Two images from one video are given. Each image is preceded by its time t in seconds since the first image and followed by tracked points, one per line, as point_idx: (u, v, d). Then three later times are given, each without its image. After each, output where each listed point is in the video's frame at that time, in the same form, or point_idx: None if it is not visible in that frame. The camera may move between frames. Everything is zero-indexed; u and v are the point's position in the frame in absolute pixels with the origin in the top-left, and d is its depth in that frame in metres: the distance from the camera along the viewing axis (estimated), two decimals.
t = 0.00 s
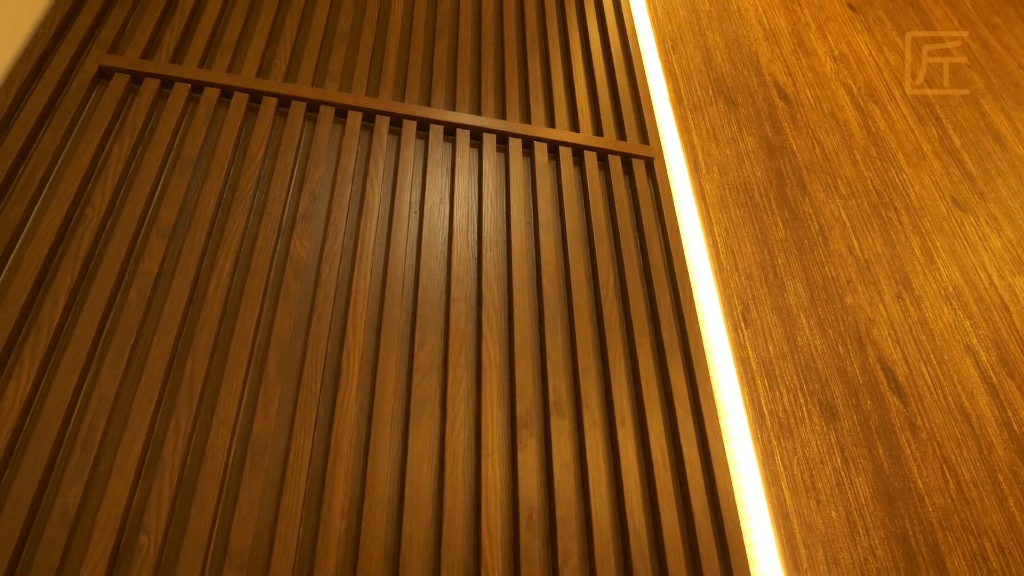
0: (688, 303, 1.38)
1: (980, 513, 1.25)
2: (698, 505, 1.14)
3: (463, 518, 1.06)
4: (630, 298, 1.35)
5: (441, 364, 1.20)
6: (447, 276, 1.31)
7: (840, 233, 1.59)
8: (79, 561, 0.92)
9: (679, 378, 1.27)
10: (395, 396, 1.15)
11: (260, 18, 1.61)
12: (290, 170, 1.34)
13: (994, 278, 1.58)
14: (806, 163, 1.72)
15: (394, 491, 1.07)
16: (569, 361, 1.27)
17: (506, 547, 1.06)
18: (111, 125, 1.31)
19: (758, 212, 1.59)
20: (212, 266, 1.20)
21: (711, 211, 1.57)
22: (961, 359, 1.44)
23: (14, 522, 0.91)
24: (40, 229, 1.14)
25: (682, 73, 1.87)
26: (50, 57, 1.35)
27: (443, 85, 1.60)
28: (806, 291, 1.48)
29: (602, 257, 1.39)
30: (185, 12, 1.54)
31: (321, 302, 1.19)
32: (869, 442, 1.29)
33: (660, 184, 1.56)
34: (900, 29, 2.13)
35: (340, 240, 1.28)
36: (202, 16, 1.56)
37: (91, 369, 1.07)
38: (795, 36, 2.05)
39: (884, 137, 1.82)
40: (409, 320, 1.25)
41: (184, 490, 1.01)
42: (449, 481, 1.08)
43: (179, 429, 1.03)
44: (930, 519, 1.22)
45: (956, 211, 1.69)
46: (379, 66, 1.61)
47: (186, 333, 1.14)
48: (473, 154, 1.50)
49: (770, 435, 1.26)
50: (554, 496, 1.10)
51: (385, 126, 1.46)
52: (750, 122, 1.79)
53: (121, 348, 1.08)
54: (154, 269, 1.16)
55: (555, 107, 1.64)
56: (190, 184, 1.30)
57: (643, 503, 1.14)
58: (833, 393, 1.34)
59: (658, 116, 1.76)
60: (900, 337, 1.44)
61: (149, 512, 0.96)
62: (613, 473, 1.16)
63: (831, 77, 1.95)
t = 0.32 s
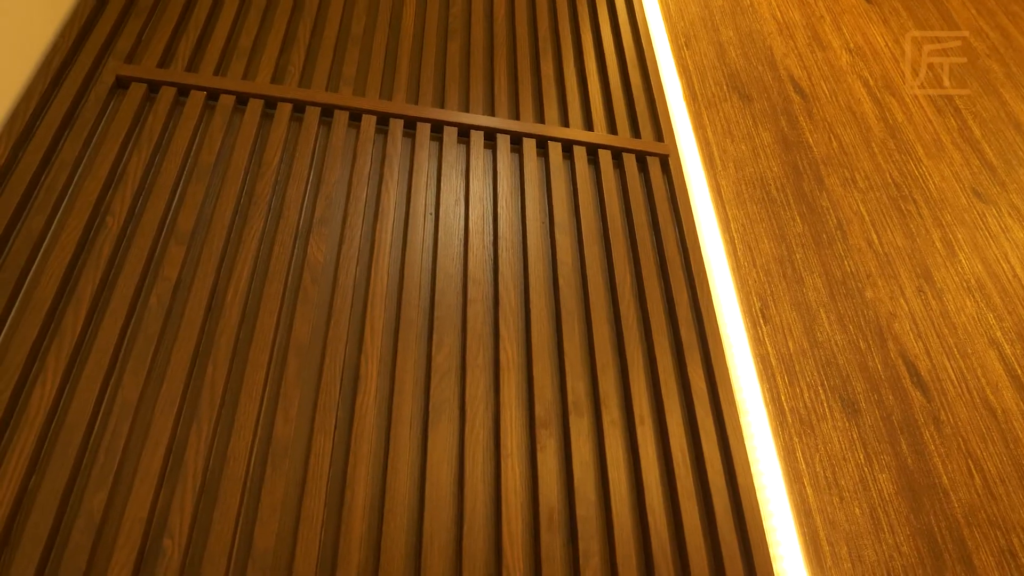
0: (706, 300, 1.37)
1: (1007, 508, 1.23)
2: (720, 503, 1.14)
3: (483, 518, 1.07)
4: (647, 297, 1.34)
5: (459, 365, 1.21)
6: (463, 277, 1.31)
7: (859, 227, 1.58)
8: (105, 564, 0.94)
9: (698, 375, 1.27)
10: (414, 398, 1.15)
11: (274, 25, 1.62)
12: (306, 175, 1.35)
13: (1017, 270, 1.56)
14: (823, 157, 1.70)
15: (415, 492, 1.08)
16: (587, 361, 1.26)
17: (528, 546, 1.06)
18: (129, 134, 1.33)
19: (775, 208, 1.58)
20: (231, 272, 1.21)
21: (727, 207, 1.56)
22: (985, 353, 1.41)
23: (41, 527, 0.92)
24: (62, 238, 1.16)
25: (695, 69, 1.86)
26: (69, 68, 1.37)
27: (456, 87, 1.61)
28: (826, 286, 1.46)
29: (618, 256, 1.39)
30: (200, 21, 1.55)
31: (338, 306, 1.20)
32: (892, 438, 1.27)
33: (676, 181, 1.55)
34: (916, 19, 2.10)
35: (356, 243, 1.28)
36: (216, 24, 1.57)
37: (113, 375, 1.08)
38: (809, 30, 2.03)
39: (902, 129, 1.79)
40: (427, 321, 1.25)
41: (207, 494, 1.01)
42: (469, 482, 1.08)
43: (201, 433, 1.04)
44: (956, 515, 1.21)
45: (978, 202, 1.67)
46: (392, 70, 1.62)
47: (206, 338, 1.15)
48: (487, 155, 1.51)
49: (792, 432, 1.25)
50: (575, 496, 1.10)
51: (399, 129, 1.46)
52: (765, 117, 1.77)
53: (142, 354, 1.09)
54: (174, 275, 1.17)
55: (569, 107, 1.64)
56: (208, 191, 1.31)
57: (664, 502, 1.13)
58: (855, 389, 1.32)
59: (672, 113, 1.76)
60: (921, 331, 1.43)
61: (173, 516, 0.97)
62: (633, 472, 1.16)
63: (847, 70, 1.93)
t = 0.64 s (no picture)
0: (724, 297, 1.37)
1: None
2: (741, 500, 1.13)
3: (504, 518, 1.07)
4: (664, 294, 1.34)
5: (477, 366, 1.21)
6: (479, 278, 1.31)
7: (878, 221, 1.56)
8: (130, 568, 0.95)
9: (717, 372, 1.26)
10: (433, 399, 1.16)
11: (287, 31, 1.63)
12: (321, 180, 1.36)
13: None
14: (840, 151, 1.69)
15: (435, 493, 1.08)
16: (605, 360, 1.26)
17: (548, 546, 1.06)
18: (147, 142, 1.34)
19: (792, 203, 1.57)
20: (249, 276, 1.22)
21: (744, 203, 1.55)
22: (1009, 346, 1.39)
23: (68, 533, 0.93)
24: (83, 246, 1.18)
25: (709, 65, 1.86)
26: (86, 78, 1.39)
27: (469, 88, 1.61)
28: (845, 281, 1.45)
29: (634, 254, 1.39)
30: (214, 28, 1.57)
31: (355, 309, 1.21)
32: (915, 433, 1.26)
33: (691, 178, 1.55)
34: (933, 9, 2.06)
35: (372, 246, 1.29)
36: (230, 31, 1.59)
37: (136, 381, 1.09)
38: (824, 23, 2.02)
39: (920, 120, 1.77)
40: (444, 323, 1.26)
41: (229, 497, 1.02)
42: (489, 482, 1.08)
43: (222, 437, 1.04)
44: (982, 511, 1.19)
45: (999, 194, 1.64)
46: (406, 72, 1.63)
47: (226, 343, 1.16)
48: (501, 156, 1.51)
49: (813, 429, 1.24)
50: (595, 495, 1.09)
51: (413, 131, 1.47)
52: (780, 112, 1.76)
53: (163, 360, 1.10)
54: (193, 281, 1.18)
55: (582, 105, 1.64)
56: (225, 197, 1.32)
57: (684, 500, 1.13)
58: (876, 384, 1.31)
59: (686, 110, 1.75)
60: (944, 325, 1.41)
61: (196, 519, 0.97)
62: (653, 470, 1.16)
63: (863, 63, 1.92)
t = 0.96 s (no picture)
0: (743, 293, 1.36)
1: None
2: (765, 498, 1.12)
3: (526, 517, 1.07)
4: (683, 292, 1.33)
5: (496, 367, 1.21)
6: (497, 279, 1.31)
7: (899, 213, 1.54)
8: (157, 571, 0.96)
9: (738, 369, 1.25)
10: (453, 400, 1.16)
11: (302, 37, 1.64)
12: (338, 184, 1.37)
13: None
14: (859, 144, 1.67)
15: (457, 494, 1.08)
16: (624, 359, 1.26)
17: (571, 546, 1.06)
18: (166, 150, 1.35)
19: (811, 197, 1.55)
20: (268, 281, 1.23)
21: (762, 199, 1.54)
22: None
23: (95, 538, 0.94)
24: (106, 254, 1.19)
25: (724, 61, 1.85)
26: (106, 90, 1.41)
27: (483, 89, 1.61)
28: (866, 275, 1.43)
29: (652, 252, 1.38)
30: (231, 36, 1.58)
31: (374, 312, 1.21)
32: (942, 428, 1.24)
33: (708, 174, 1.54)
34: None
35: (390, 249, 1.29)
36: (246, 38, 1.60)
37: (160, 386, 1.10)
38: (840, 14, 2.00)
39: (940, 110, 1.74)
40: (462, 324, 1.26)
41: (254, 501, 1.03)
42: (510, 482, 1.08)
43: (246, 441, 1.05)
44: (1011, 506, 1.17)
45: None
46: (420, 75, 1.63)
47: (248, 347, 1.17)
48: (517, 156, 1.51)
49: (836, 425, 1.23)
50: (617, 495, 1.09)
51: (428, 134, 1.47)
52: (797, 106, 1.75)
53: (187, 365, 1.11)
54: (214, 287, 1.19)
55: (597, 104, 1.63)
56: (244, 203, 1.33)
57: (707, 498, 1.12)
58: (900, 379, 1.29)
59: (702, 106, 1.74)
60: (969, 318, 1.39)
61: (221, 522, 0.98)
62: (676, 468, 1.15)
63: (880, 54, 1.89)
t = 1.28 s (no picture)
0: (764, 289, 1.34)
1: None
2: (789, 494, 1.11)
3: (548, 517, 1.06)
4: (703, 289, 1.32)
5: (516, 367, 1.21)
6: (515, 279, 1.31)
7: (921, 205, 1.52)
8: None
9: (760, 366, 1.24)
10: (474, 402, 1.16)
11: (316, 42, 1.65)
12: (355, 188, 1.37)
13: None
14: (878, 136, 1.65)
15: (479, 495, 1.08)
16: (645, 357, 1.25)
17: (595, 546, 1.06)
18: (185, 159, 1.37)
19: (831, 191, 1.54)
20: (288, 286, 1.24)
21: (780, 194, 1.53)
22: None
23: (123, 541, 0.96)
24: (128, 262, 1.21)
25: (739, 56, 1.84)
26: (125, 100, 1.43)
27: (498, 90, 1.61)
28: (889, 268, 1.42)
29: (670, 249, 1.37)
30: (247, 43, 1.59)
31: (394, 315, 1.22)
32: (969, 422, 1.22)
33: (725, 169, 1.53)
34: None
35: (408, 251, 1.30)
36: (262, 45, 1.62)
37: (184, 391, 1.12)
38: (857, 5, 1.98)
39: (961, 100, 1.71)
40: (482, 325, 1.26)
41: (278, 504, 1.04)
42: (532, 483, 1.08)
43: (269, 445, 1.06)
44: None
45: None
46: (434, 78, 1.63)
47: (269, 352, 1.17)
48: (533, 157, 1.51)
49: (861, 420, 1.22)
50: (639, 494, 1.09)
51: (444, 136, 1.47)
52: (815, 99, 1.73)
53: (210, 370, 1.12)
54: (235, 293, 1.21)
55: (612, 102, 1.63)
56: (262, 208, 1.34)
57: (731, 496, 1.11)
58: (925, 372, 1.28)
59: (718, 101, 1.73)
60: (994, 310, 1.37)
61: (246, 526, 0.99)
62: (698, 466, 1.14)
63: (899, 44, 1.87)
